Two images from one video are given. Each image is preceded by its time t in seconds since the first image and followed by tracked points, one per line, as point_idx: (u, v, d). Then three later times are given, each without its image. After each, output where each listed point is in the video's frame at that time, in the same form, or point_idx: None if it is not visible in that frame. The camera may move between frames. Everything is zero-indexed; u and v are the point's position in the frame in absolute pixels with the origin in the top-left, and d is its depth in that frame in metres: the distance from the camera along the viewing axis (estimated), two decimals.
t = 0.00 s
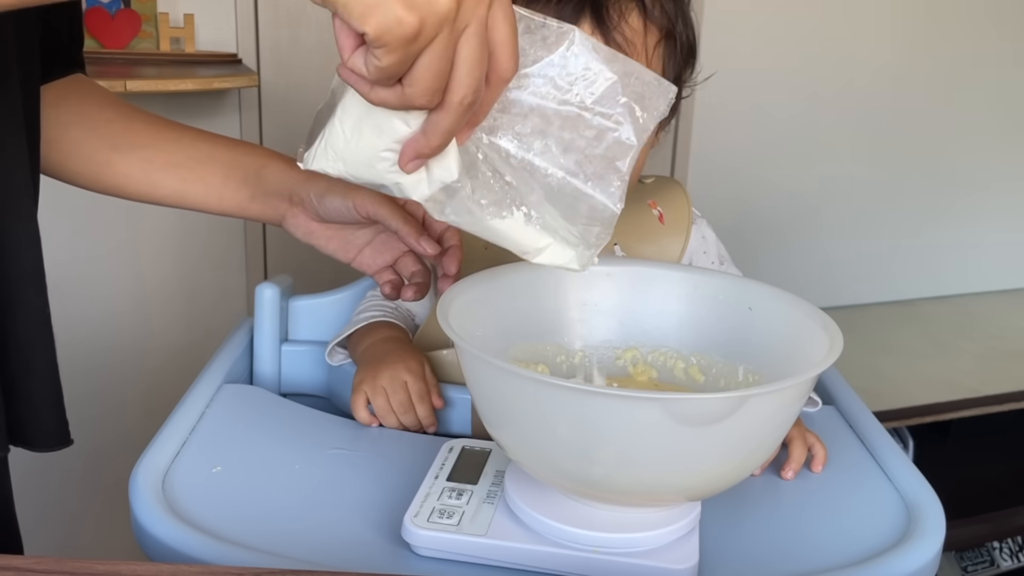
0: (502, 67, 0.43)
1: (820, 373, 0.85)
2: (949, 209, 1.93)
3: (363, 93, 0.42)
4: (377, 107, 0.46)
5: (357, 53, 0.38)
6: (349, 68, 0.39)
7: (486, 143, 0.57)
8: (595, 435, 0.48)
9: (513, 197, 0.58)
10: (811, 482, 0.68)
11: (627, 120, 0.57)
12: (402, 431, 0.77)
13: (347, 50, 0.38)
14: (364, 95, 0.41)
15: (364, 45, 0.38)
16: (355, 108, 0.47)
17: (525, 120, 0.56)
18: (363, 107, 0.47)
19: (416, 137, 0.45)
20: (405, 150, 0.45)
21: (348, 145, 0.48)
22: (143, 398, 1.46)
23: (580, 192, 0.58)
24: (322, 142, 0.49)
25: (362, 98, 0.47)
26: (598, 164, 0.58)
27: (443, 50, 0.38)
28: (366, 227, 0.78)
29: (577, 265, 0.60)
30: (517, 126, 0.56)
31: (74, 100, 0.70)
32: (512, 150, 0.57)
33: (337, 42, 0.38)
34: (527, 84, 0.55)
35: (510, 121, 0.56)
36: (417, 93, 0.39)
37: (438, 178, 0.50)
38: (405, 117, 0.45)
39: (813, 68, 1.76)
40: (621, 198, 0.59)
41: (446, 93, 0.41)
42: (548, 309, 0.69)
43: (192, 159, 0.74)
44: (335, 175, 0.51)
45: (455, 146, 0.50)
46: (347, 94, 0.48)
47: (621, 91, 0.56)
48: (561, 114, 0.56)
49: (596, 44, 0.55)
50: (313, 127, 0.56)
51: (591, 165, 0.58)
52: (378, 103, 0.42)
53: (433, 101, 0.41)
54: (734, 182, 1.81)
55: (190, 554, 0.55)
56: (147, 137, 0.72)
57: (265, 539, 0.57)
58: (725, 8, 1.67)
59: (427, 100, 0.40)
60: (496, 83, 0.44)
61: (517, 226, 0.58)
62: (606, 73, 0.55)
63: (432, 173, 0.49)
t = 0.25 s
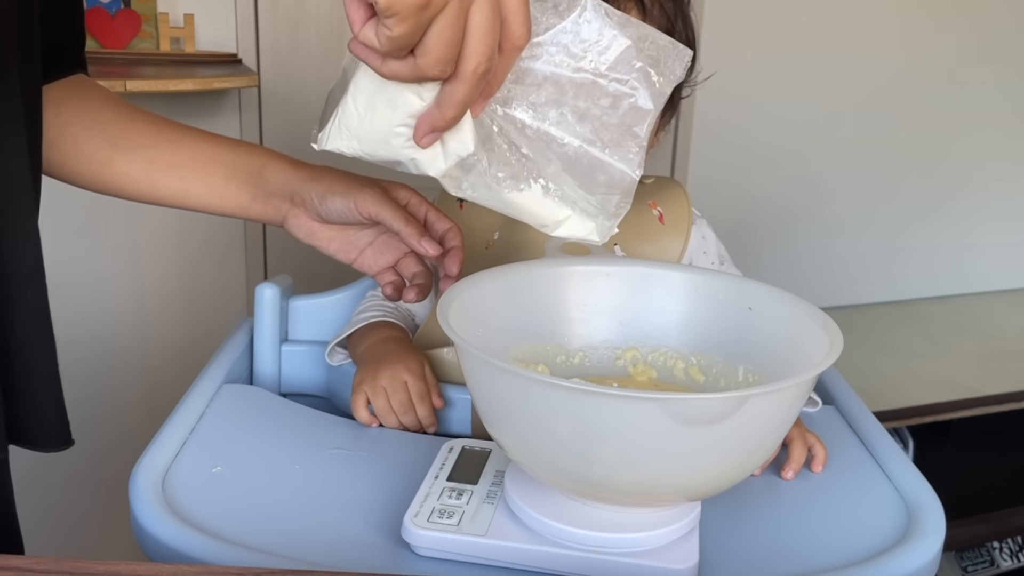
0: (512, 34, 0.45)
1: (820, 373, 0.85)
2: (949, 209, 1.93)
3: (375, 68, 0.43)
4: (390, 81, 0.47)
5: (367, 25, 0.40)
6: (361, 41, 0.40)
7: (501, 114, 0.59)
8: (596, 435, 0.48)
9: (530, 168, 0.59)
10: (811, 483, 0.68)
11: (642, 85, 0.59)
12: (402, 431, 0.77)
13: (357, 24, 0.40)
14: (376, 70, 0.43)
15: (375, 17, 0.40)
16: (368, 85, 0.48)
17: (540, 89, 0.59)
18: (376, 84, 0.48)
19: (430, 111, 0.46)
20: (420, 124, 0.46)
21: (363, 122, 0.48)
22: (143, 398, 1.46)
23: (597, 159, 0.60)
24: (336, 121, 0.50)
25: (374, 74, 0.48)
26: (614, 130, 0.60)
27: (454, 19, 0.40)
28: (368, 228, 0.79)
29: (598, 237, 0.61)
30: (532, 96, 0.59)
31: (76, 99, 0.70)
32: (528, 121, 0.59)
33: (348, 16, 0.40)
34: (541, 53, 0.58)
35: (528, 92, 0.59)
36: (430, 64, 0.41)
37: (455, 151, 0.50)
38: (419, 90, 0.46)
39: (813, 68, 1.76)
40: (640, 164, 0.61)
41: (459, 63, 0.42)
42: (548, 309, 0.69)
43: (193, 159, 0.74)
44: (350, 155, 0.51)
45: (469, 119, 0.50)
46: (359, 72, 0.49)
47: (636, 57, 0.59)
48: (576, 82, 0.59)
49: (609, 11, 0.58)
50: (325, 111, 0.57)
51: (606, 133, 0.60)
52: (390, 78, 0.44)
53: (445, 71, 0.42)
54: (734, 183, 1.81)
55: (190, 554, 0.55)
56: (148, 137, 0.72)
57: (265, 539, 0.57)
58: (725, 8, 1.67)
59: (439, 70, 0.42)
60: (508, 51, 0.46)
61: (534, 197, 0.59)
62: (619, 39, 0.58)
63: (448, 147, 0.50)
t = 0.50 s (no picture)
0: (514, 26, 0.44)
1: (820, 373, 0.85)
2: (949, 209, 1.93)
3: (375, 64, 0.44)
4: (389, 78, 0.47)
5: (367, 20, 0.40)
6: (361, 35, 0.41)
7: (501, 108, 0.60)
8: (596, 435, 0.48)
9: (531, 162, 0.60)
10: (811, 483, 0.68)
11: (641, 75, 0.60)
12: (401, 431, 0.77)
13: (357, 19, 0.40)
14: (377, 65, 0.43)
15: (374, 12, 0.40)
16: (368, 83, 0.48)
17: (539, 82, 0.60)
18: (375, 81, 0.48)
19: (429, 106, 0.46)
20: (421, 119, 0.47)
21: (362, 120, 0.49)
22: (143, 399, 1.46)
23: (598, 150, 0.62)
24: (337, 119, 0.51)
25: (373, 72, 0.48)
26: (616, 121, 0.61)
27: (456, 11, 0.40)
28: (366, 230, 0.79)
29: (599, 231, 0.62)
30: (532, 89, 0.60)
31: (73, 100, 0.70)
32: (528, 114, 0.60)
33: (347, 12, 0.40)
34: (540, 46, 0.59)
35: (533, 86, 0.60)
36: (429, 56, 0.41)
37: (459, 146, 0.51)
38: (418, 86, 0.47)
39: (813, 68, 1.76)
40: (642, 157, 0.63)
41: (458, 55, 0.42)
42: (548, 309, 0.69)
43: (190, 159, 0.74)
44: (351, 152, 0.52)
45: (469, 113, 0.51)
46: (358, 69, 0.49)
47: (634, 47, 0.60)
48: (575, 73, 0.60)
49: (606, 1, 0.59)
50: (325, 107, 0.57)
51: (608, 125, 0.61)
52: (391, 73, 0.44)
53: (444, 64, 0.42)
54: (734, 183, 1.81)
55: (190, 554, 0.55)
56: (145, 137, 0.72)
57: (264, 539, 0.57)
58: (725, 8, 1.67)
59: (439, 63, 0.42)
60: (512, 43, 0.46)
61: (535, 190, 0.60)
62: (617, 30, 0.59)
63: (449, 142, 0.50)
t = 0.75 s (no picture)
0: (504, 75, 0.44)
1: (820, 373, 0.85)
2: (949, 209, 1.93)
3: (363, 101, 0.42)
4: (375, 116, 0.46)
5: (364, 56, 0.38)
6: (356, 71, 0.39)
7: (480, 159, 0.59)
8: (596, 435, 0.48)
9: (502, 217, 0.60)
10: (811, 482, 0.68)
11: (617, 141, 0.61)
12: (402, 431, 0.77)
13: (354, 54, 0.38)
14: (366, 103, 0.41)
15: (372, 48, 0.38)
16: (353, 117, 0.47)
17: (520, 138, 0.59)
18: (360, 115, 0.47)
19: (414, 148, 0.45)
20: (403, 160, 0.45)
21: (343, 153, 0.47)
22: (143, 399, 1.46)
23: (572, 207, 0.61)
24: (315, 153, 0.49)
25: (358, 107, 0.47)
26: (591, 182, 0.61)
27: (454, 57, 0.39)
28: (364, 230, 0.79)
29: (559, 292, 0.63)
30: (512, 142, 0.59)
31: (72, 101, 0.70)
32: (506, 167, 0.59)
33: (344, 46, 0.38)
34: (522, 104, 0.58)
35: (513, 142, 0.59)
36: (423, 98, 0.39)
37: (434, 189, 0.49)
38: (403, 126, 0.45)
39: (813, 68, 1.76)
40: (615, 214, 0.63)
41: (450, 101, 0.41)
42: (548, 309, 0.69)
43: (189, 161, 0.74)
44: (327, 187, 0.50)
45: (449, 161, 0.49)
46: (344, 103, 0.48)
47: (611, 113, 0.60)
48: (555, 133, 0.59)
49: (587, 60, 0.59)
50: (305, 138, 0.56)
51: (582, 183, 0.61)
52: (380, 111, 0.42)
53: (436, 108, 0.41)
54: (734, 183, 1.81)
55: (190, 554, 0.55)
56: (145, 138, 0.72)
57: (264, 539, 0.57)
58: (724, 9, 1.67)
59: (431, 106, 0.40)
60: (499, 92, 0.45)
61: (506, 245, 0.59)
62: (597, 95, 0.59)
63: (427, 185, 0.49)
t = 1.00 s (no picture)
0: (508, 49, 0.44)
1: (820, 372, 0.85)
2: (949, 209, 1.93)
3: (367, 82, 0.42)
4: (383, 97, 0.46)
5: (364, 37, 0.39)
6: (356, 53, 0.39)
7: (492, 134, 0.57)
8: (595, 435, 0.48)
9: (519, 189, 0.57)
10: (811, 483, 0.68)
11: (631, 107, 0.58)
12: (401, 430, 0.77)
13: (353, 36, 0.39)
14: (371, 84, 0.42)
15: (371, 30, 0.39)
16: (360, 100, 0.47)
17: (531, 110, 0.58)
18: (369, 97, 0.47)
19: (422, 126, 0.45)
20: (411, 140, 0.46)
21: (352, 137, 0.47)
22: (143, 399, 1.46)
23: (587, 179, 0.60)
24: (327, 137, 0.49)
25: (366, 91, 0.47)
26: (606, 150, 0.59)
27: (453, 34, 0.40)
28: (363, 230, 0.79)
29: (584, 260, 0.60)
30: (523, 116, 0.58)
31: (72, 100, 0.71)
32: (517, 140, 0.58)
33: (343, 29, 0.39)
34: (532, 74, 0.57)
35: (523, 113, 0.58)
36: (426, 77, 0.40)
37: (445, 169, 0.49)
38: (412, 105, 0.45)
39: (813, 68, 1.76)
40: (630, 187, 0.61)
41: (453, 78, 0.42)
42: (548, 309, 0.69)
43: (188, 161, 0.74)
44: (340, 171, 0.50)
45: (460, 138, 0.50)
46: (352, 87, 0.48)
47: (624, 79, 0.58)
48: (567, 102, 0.58)
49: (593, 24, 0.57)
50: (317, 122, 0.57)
51: (597, 152, 0.59)
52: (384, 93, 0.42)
53: (439, 86, 0.41)
54: (734, 182, 1.81)
55: (190, 554, 0.55)
56: (143, 138, 0.72)
57: (264, 539, 0.57)
58: (724, 8, 1.67)
59: (434, 84, 0.41)
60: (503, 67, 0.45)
61: (525, 220, 0.57)
62: (608, 61, 0.58)
63: (439, 164, 0.49)
